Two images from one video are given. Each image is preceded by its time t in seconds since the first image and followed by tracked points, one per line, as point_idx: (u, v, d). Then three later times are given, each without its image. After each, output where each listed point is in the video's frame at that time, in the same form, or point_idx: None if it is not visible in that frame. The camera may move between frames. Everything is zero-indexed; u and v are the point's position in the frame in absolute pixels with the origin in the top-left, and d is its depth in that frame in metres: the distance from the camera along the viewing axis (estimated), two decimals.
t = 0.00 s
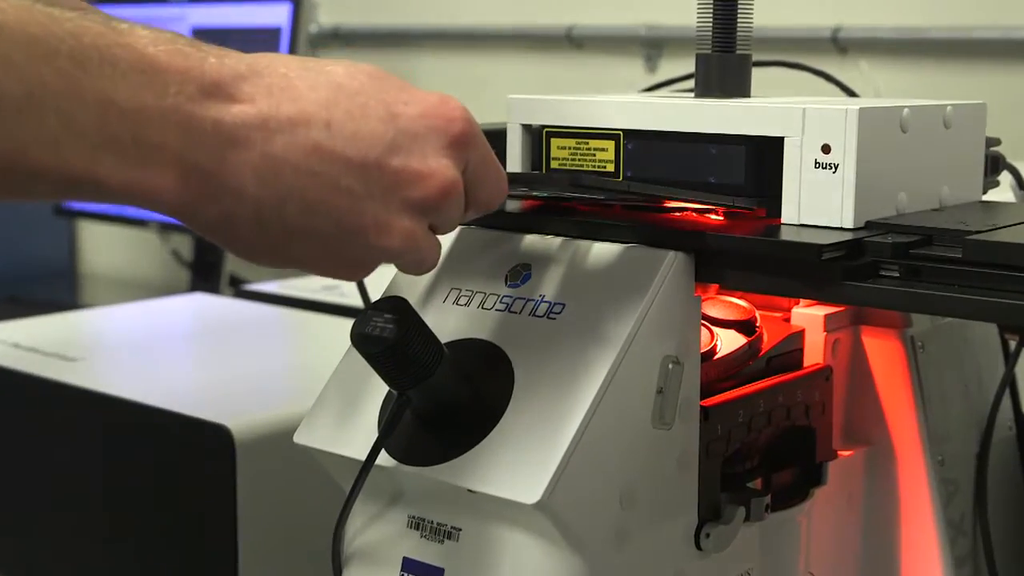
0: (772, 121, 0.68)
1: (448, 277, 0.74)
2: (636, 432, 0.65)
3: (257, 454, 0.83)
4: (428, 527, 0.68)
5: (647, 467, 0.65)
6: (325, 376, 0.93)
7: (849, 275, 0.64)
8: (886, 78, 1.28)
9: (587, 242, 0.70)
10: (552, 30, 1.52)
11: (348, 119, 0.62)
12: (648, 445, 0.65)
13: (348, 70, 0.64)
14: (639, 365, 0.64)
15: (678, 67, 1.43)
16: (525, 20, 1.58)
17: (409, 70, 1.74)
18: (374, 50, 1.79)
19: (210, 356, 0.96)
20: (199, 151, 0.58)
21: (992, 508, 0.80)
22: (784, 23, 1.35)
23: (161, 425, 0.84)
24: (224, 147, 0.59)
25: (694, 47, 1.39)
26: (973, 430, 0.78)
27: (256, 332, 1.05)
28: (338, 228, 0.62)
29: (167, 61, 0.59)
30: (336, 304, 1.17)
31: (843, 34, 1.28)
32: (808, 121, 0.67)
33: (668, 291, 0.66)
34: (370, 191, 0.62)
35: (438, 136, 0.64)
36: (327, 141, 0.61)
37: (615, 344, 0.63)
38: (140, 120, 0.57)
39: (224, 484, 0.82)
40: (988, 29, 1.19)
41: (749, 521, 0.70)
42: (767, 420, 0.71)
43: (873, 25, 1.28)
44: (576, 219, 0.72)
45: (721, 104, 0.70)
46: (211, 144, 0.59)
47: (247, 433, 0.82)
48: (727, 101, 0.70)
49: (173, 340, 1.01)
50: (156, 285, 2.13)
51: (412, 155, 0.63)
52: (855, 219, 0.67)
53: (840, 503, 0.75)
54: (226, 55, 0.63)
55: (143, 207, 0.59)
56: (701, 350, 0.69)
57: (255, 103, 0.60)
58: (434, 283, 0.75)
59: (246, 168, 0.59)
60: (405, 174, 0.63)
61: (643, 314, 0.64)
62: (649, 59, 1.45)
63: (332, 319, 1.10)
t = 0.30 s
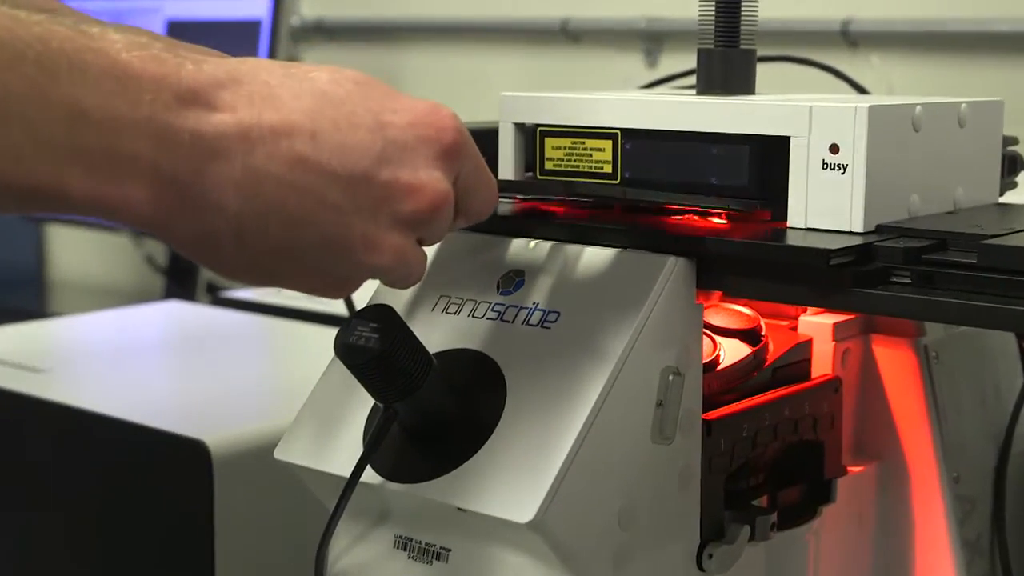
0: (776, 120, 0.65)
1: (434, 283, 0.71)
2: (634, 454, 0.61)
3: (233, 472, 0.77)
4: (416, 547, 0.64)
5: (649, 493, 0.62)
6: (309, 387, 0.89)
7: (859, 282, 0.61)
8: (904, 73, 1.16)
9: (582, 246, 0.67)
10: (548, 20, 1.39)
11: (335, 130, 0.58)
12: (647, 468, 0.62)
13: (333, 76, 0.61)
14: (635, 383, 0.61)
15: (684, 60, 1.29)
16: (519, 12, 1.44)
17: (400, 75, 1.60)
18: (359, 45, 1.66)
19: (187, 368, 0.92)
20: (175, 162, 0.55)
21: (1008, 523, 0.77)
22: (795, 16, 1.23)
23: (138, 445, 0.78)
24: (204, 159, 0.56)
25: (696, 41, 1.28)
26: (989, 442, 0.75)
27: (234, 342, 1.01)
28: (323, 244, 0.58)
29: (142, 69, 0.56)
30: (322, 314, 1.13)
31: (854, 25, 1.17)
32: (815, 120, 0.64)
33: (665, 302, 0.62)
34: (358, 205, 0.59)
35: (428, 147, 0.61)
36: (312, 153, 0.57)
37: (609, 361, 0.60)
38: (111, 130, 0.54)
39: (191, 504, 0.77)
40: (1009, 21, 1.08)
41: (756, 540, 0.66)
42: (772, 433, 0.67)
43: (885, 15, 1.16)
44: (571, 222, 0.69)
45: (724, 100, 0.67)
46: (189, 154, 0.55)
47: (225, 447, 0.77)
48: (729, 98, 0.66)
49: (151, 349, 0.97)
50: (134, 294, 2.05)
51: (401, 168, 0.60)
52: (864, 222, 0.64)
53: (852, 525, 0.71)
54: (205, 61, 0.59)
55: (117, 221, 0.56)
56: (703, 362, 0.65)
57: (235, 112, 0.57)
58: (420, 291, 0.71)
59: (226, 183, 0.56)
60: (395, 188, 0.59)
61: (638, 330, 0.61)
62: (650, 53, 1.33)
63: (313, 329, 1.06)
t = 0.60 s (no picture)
0: (780, 121, 0.62)
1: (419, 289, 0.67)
2: (631, 470, 0.59)
3: (210, 493, 0.74)
4: (400, 569, 0.61)
5: (647, 512, 0.59)
6: (288, 400, 0.86)
7: (865, 290, 0.58)
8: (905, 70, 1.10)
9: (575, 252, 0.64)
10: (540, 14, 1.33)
11: (319, 134, 0.55)
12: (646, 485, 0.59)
13: (319, 76, 0.57)
14: (632, 395, 0.58)
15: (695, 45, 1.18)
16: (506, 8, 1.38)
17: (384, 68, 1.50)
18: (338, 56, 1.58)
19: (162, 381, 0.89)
20: (152, 165, 0.52)
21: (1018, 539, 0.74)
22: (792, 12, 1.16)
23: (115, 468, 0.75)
24: (181, 163, 0.53)
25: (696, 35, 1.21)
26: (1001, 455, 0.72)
27: (210, 353, 0.97)
28: (305, 251, 0.55)
29: (117, 68, 0.53)
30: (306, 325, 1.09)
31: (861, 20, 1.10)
32: (820, 120, 0.61)
33: (664, 311, 0.59)
34: (343, 212, 0.55)
35: (418, 151, 0.57)
36: (295, 158, 0.54)
37: (606, 371, 0.57)
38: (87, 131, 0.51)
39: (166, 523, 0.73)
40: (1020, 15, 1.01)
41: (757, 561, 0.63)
42: (776, 448, 0.64)
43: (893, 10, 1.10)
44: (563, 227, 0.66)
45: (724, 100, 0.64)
46: (168, 157, 0.52)
47: (204, 468, 0.73)
48: (730, 98, 0.64)
49: (125, 362, 0.94)
50: (102, 301, 1.99)
51: (388, 174, 0.56)
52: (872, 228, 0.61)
53: (857, 544, 0.68)
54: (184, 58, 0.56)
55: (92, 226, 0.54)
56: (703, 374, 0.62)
57: (216, 113, 0.54)
58: (407, 301, 0.67)
59: (205, 188, 0.53)
60: (381, 194, 0.56)
61: (635, 341, 0.58)
62: (648, 49, 1.26)
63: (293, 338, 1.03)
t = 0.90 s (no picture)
0: (782, 122, 0.59)
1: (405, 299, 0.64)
2: (626, 488, 0.56)
3: (182, 516, 0.71)
4: None
5: (636, 530, 0.57)
6: (264, 415, 0.83)
7: (871, 300, 0.55)
8: (924, 69, 0.99)
9: (570, 261, 0.60)
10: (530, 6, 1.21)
11: (303, 136, 0.52)
12: (643, 503, 0.57)
13: (303, 76, 0.54)
14: (629, 409, 0.55)
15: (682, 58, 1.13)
16: None
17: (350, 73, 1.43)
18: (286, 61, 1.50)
19: (134, 396, 0.86)
20: (129, 168, 0.49)
21: None
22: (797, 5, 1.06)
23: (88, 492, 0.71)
24: (158, 167, 0.49)
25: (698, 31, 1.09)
26: (1011, 470, 0.69)
27: (183, 366, 0.94)
28: (287, 260, 0.52)
29: (90, 66, 0.49)
30: (288, 339, 1.06)
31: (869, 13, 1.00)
32: (824, 122, 0.58)
33: (661, 320, 0.56)
34: (326, 219, 0.52)
35: (407, 155, 0.54)
36: (277, 161, 0.51)
37: (602, 383, 0.54)
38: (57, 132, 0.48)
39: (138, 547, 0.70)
40: None
41: None
42: (780, 466, 0.61)
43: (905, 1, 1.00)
44: (557, 233, 0.62)
45: (723, 100, 0.61)
46: (142, 164, 0.49)
47: (175, 488, 0.70)
48: (728, 99, 0.61)
49: (94, 376, 0.90)
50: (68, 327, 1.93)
51: (374, 178, 0.53)
52: (879, 234, 0.58)
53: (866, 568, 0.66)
54: (161, 58, 0.53)
55: (64, 233, 0.50)
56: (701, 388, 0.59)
57: (196, 115, 0.51)
58: (393, 314, 0.64)
59: (184, 194, 0.49)
60: (367, 201, 0.53)
61: (631, 351, 0.55)
62: (642, 45, 1.14)
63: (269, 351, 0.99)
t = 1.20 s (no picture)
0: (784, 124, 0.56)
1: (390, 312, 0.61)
2: (620, 509, 0.53)
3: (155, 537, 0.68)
4: None
5: (632, 556, 0.54)
6: (241, 433, 0.80)
7: (877, 310, 0.52)
8: (935, 69, 0.95)
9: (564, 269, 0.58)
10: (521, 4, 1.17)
11: (280, 154, 0.48)
12: (636, 531, 0.54)
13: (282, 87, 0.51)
14: (621, 431, 0.53)
15: (680, 55, 1.08)
16: None
17: (333, 76, 1.38)
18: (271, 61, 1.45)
19: (106, 412, 0.83)
20: (97, 184, 0.46)
21: None
22: None
23: (63, 508, 0.68)
24: (128, 184, 0.46)
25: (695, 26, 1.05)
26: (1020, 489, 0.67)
27: (158, 381, 0.91)
28: (263, 280, 0.48)
29: (57, 78, 0.46)
30: (268, 350, 1.03)
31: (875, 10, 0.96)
32: (828, 123, 0.56)
33: (656, 335, 0.54)
34: (303, 237, 0.49)
35: (390, 171, 0.51)
36: (252, 178, 0.47)
37: (592, 403, 0.52)
38: (22, 148, 0.45)
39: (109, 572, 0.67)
40: None
41: None
42: (782, 483, 0.59)
43: None
44: (551, 240, 0.60)
45: (721, 100, 0.59)
46: (111, 180, 0.46)
47: (149, 505, 0.68)
48: (726, 100, 0.58)
49: (64, 391, 0.87)
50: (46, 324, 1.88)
51: (355, 195, 0.50)
52: (885, 241, 0.55)
53: None
54: (131, 66, 0.50)
55: (31, 250, 0.47)
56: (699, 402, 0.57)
57: (167, 129, 0.47)
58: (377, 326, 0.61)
59: (154, 212, 0.46)
60: (347, 218, 0.49)
61: (623, 370, 0.53)
62: (638, 44, 1.10)
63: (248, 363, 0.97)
